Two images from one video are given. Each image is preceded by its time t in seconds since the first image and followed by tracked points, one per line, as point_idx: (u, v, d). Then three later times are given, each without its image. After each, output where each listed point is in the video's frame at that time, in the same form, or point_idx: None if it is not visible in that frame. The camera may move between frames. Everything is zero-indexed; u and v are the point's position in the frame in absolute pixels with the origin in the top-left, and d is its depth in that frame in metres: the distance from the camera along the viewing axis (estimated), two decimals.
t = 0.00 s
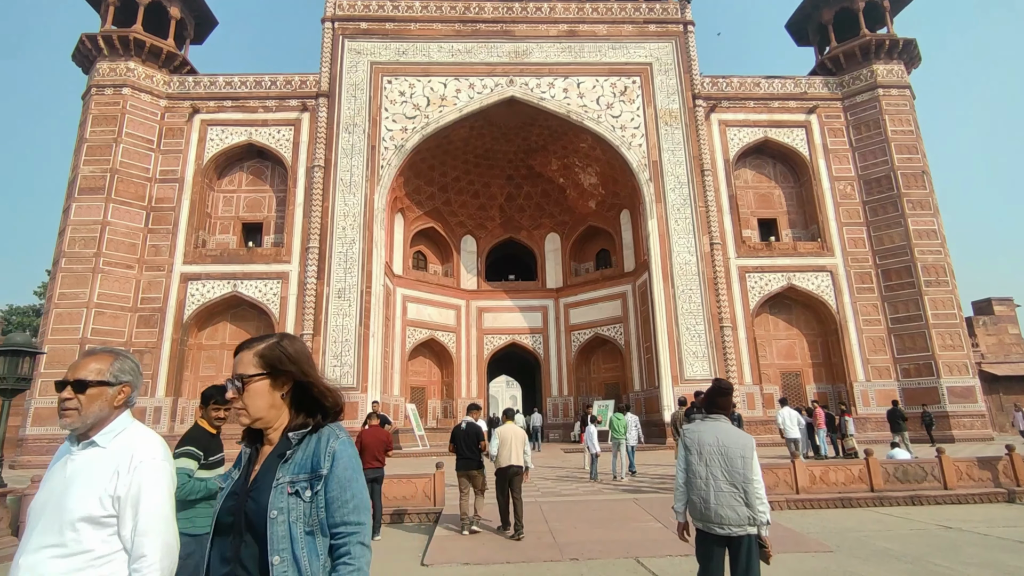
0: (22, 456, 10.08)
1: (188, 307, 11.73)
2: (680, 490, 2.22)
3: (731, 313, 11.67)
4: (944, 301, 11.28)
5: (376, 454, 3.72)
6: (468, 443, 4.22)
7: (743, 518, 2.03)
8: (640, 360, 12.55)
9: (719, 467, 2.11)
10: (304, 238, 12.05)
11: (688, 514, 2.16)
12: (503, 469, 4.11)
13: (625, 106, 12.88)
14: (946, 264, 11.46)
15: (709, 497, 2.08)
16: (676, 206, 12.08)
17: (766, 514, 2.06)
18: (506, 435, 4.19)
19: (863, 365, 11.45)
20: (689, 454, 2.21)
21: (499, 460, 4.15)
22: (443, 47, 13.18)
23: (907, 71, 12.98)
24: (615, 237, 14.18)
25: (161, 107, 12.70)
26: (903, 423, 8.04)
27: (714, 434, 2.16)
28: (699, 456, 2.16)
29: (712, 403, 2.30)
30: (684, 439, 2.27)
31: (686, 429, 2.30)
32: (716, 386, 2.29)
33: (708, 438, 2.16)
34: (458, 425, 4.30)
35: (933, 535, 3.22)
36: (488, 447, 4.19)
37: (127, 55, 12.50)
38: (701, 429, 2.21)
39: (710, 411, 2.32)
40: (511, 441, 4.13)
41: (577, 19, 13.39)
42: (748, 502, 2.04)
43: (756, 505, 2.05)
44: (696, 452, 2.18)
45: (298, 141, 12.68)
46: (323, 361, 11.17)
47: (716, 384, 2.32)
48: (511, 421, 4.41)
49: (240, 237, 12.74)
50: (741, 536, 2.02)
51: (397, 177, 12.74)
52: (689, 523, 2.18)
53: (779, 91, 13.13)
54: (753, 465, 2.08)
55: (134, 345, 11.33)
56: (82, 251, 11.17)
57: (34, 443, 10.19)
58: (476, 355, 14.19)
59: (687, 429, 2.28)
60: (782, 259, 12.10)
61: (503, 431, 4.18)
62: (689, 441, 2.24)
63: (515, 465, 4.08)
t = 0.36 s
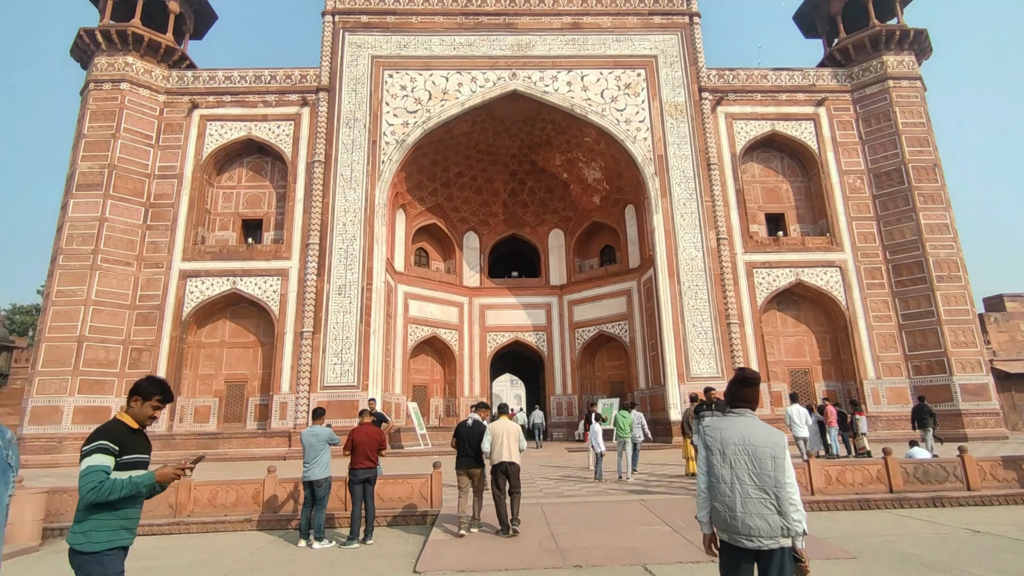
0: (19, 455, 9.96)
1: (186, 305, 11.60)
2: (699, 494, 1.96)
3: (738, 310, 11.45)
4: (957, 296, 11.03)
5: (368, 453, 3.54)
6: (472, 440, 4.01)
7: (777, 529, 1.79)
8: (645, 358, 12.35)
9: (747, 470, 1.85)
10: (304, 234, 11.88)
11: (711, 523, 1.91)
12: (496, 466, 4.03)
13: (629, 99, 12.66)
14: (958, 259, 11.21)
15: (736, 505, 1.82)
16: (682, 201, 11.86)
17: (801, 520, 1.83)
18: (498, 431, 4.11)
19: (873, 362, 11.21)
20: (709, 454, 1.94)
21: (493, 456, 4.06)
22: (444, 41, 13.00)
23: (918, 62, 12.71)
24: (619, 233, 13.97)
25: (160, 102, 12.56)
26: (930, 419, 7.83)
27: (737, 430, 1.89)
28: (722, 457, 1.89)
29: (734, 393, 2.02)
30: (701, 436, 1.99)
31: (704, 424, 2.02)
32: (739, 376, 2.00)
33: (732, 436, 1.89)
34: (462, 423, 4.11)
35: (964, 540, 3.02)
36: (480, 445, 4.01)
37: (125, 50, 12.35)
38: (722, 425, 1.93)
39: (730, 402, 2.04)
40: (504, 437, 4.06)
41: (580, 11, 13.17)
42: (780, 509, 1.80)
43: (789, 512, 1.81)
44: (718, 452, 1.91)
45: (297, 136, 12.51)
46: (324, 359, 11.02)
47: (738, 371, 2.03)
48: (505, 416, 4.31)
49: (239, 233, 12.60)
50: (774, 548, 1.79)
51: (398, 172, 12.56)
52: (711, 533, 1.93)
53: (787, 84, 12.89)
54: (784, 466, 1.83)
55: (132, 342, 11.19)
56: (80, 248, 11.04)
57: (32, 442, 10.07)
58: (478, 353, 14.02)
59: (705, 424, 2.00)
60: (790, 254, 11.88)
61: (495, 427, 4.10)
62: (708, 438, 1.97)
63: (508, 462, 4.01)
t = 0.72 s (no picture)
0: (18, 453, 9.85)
1: (186, 301, 11.48)
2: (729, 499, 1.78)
3: (745, 305, 11.26)
4: (969, 291, 10.82)
5: (362, 451, 3.39)
6: (476, 433, 3.88)
7: (820, 545, 1.60)
8: (650, 354, 12.17)
9: (786, 477, 1.65)
10: (305, 229, 11.74)
11: (744, 534, 1.72)
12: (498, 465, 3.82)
13: (633, 92, 12.46)
14: (970, 253, 11.00)
15: (773, 515, 1.64)
16: (688, 194, 11.67)
17: (847, 534, 1.64)
18: (501, 428, 3.89)
19: (883, 358, 11.01)
20: (741, 456, 1.75)
21: (495, 455, 3.84)
22: (445, 33, 12.83)
23: (928, 52, 12.47)
24: (623, 227, 13.78)
25: (159, 96, 12.42)
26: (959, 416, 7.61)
27: (775, 431, 1.70)
28: (757, 461, 1.70)
29: (771, 389, 1.81)
30: (733, 437, 1.80)
31: (736, 422, 1.82)
32: (777, 370, 1.80)
33: (769, 437, 1.70)
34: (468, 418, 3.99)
35: (995, 545, 2.84)
36: (481, 442, 3.86)
37: (122, 44, 12.20)
38: (757, 425, 1.74)
39: (767, 399, 1.84)
40: (507, 435, 3.83)
41: (583, 2, 12.96)
42: (825, 522, 1.60)
43: (834, 526, 1.61)
44: (752, 455, 1.72)
45: (297, 131, 12.36)
46: (325, 356, 10.88)
47: (777, 365, 1.83)
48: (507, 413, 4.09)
49: (239, 229, 12.47)
50: (817, 567, 1.60)
51: (400, 167, 12.40)
52: (743, 545, 1.75)
53: (794, 75, 12.66)
54: (829, 473, 1.64)
55: (131, 339, 11.08)
56: (78, 245, 10.93)
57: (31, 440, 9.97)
58: (482, 350, 13.86)
59: (736, 423, 1.81)
60: (798, 248, 11.67)
61: (497, 424, 3.88)
62: (740, 438, 1.78)
63: (512, 461, 3.79)
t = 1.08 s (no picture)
0: (15, 451, 9.72)
1: (185, 297, 11.33)
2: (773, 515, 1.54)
3: (753, 300, 11.05)
4: (982, 285, 10.59)
5: (357, 450, 3.23)
6: (476, 432, 3.69)
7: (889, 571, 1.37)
8: (656, 351, 11.98)
9: (845, 489, 1.43)
10: (305, 224, 11.56)
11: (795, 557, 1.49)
12: (510, 461, 3.66)
13: (639, 84, 12.24)
14: (983, 246, 10.76)
15: (831, 536, 1.41)
16: (694, 188, 11.45)
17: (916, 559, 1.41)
18: (514, 423, 3.72)
19: (894, 354, 10.79)
20: (791, 464, 1.51)
21: (506, 451, 3.68)
22: (447, 25, 12.63)
23: (940, 42, 12.21)
24: (628, 222, 13.58)
25: (157, 90, 12.26)
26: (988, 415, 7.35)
27: (833, 436, 1.47)
28: (810, 469, 1.47)
29: (824, 385, 1.60)
30: (780, 441, 1.57)
31: (781, 424, 1.59)
32: (835, 363, 1.58)
33: (825, 442, 1.47)
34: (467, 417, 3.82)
35: None
36: (494, 438, 3.71)
37: (120, 37, 12.04)
38: (810, 429, 1.51)
39: (819, 397, 1.62)
40: (520, 431, 3.66)
41: None
42: (895, 544, 1.37)
43: (904, 549, 1.39)
44: (804, 462, 1.48)
45: (297, 125, 12.18)
46: (325, 353, 10.72)
47: (832, 359, 1.61)
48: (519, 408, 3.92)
49: (239, 224, 12.31)
50: None
51: (401, 161, 12.22)
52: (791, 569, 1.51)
53: (802, 66, 12.42)
54: (898, 485, 1.41)
55: (130, 336, 10.93)
56: (75, 240, 10.78)
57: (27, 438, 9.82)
58: (484, 347, 13.68)
59: (784, 425, 1.58)
60: (807, 243, 11.45)
61: (510, 419, 3.70)
62: (788, 442, 1.55)
63: (525, 457, 3.65)
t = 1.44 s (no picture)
0: (11, 447, 9.59)
1: (184, 291, 11.18)
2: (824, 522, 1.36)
3: (761, 294, 10.84)
4: (996, 278, 10.34)
5: (347, 446, 3.04)
6: (469, 433, 3.51)
7: None
8: (661, 345, 11.78)
9: (915, 492, 1.25)
10: (304, 217, 11.39)
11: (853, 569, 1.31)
12: (511, 457, 3.47)
13: (644, 73, 12.00)
14: (997, 239, 10.51)
15: (899, 546, 1.22)
16: (701, 179, 11.23)
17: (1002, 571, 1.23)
18: (515, 417, 3.57)
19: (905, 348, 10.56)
20: (847, 463, 1.32)
21: (507, 446, 3.51)
22: (449, 14, 12.42)
23: (953, 30, 11.93)
24: (633, 215, 13.36)
25: (155, 81, 12.09)
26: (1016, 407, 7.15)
27: (898, 429, 1.28)
28: (872, 470, 1.28)
29: (887, 364, 1.40)
30: (833, 436, 1.38)
31: (832, 416, 1.40)
32: (903, 338, 1.37)
33: (889, 436, 1.27)
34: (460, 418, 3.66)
35: None
36: (494, 431, 3.63)
37: (118, 27, 11.86)
38: (870, 421, 1.31)
39: (880, 380, 1.41)
40: (523, 424, 3.50)
41: None
42: (978, 558, 1.20)
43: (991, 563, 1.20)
44: (864, 461, 1.29)
45: (297, 116, 11.99)
46: (325, 347, 10.56)
47: (895, 332, 1.40)
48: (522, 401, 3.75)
49: (238, 217, 12.15)
50: None
51: (402, 152, 12.03)
52: None
53: (812, 55, 12.16)
54: (983, 487, 1.22)
55: (128, 330, 10.79)
56: (73, 233, 10.64)
57: (24, 433, 9.70)
58: (487, 342, 13.51)
59: (836, 417, 1.38)
60: (816, 235, 11.22)
61: (512, 412, 3.55)
62: (843, 436, 1.35)
63: (526, 452, 3.44)
